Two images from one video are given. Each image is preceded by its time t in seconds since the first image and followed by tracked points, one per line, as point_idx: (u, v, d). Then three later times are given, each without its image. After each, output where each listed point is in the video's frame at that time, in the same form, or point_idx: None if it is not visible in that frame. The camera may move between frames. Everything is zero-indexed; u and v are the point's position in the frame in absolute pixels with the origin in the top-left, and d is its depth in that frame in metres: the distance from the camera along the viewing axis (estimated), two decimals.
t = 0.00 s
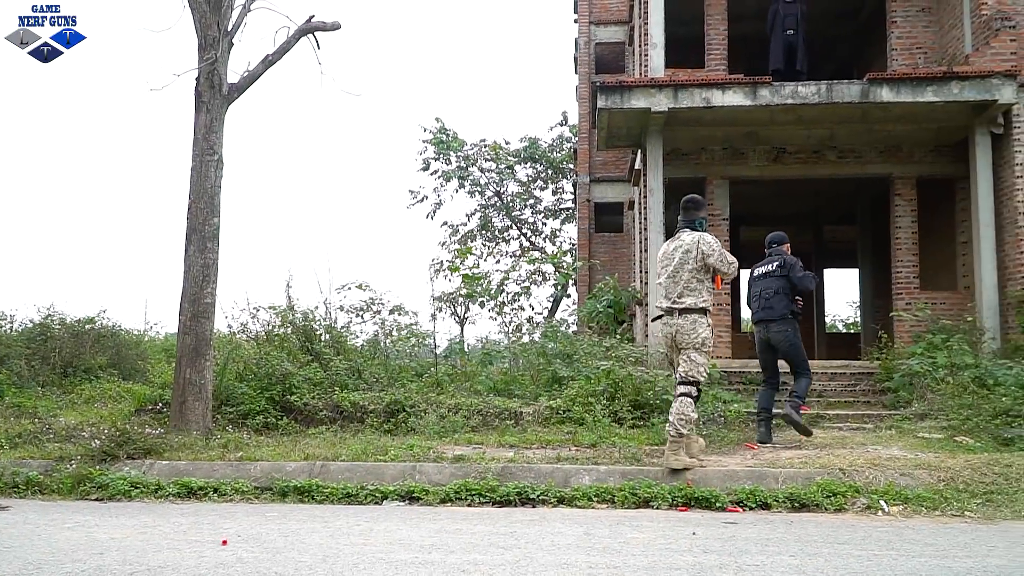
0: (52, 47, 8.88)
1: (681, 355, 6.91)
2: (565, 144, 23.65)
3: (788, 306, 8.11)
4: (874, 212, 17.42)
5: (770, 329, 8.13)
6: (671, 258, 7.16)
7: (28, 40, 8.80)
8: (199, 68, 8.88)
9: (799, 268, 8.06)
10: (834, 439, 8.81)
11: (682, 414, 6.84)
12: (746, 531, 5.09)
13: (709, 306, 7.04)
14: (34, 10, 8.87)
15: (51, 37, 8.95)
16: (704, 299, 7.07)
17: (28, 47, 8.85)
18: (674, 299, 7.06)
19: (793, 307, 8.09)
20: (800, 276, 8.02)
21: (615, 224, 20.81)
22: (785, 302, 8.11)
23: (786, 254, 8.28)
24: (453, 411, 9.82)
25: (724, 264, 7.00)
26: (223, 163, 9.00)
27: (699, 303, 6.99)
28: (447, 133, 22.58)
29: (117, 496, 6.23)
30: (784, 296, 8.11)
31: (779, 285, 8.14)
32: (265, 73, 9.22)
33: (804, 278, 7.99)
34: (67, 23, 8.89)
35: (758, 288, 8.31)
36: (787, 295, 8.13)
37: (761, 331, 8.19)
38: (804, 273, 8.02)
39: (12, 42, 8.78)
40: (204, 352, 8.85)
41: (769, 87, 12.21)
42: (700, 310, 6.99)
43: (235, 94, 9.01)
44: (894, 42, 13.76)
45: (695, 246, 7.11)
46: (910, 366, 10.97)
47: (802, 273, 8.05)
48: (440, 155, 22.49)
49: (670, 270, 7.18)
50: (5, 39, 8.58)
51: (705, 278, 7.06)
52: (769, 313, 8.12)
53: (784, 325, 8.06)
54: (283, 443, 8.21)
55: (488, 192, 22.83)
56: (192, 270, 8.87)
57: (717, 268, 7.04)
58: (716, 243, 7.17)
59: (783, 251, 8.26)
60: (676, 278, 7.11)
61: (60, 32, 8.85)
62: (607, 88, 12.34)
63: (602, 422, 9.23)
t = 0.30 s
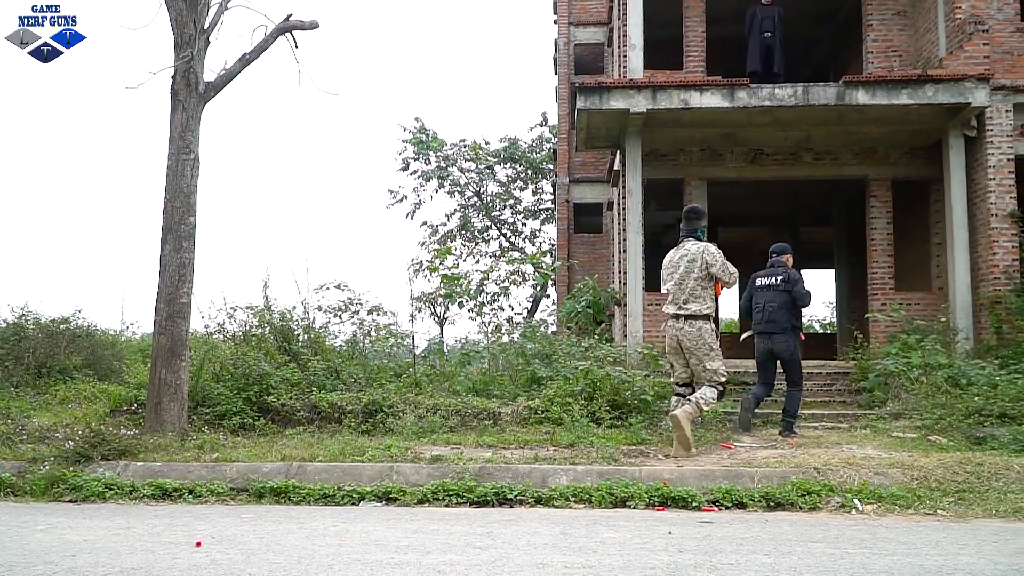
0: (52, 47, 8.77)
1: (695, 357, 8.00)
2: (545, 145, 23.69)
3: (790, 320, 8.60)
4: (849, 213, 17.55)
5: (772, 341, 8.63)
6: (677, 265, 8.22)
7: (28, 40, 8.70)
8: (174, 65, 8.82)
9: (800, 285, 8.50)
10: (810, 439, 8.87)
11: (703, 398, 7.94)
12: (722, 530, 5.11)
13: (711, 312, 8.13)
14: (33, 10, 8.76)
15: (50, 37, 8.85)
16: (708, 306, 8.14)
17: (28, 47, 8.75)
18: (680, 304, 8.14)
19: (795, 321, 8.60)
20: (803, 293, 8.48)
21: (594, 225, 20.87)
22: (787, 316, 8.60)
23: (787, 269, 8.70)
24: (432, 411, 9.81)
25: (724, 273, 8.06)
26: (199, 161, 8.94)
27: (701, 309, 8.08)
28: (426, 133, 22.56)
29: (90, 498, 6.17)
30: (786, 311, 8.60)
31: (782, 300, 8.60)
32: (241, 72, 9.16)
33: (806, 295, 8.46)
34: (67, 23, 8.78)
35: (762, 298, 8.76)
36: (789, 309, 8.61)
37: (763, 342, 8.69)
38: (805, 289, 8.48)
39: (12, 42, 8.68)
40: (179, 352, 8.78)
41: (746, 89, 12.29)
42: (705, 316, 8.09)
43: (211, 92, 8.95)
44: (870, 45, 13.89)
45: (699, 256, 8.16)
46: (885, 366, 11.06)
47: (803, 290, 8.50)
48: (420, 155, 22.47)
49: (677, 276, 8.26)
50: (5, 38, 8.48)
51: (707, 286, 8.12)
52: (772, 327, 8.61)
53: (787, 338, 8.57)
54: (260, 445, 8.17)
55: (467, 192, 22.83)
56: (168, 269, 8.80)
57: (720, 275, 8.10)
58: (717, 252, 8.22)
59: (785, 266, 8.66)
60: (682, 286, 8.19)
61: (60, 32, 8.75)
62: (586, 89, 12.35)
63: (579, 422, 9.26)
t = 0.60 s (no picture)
0: (53, 47, 8.69)
1: (718, 361, 8.00)
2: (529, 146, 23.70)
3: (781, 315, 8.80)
4: (830, 215, 17.63)
5: (768, 337, 8.76)
6: (694, 271, 8.19)
7: (28, 40, 8.61)
8: (155, 65, 8.75)
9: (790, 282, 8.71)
10: (791, 439, 8.91)
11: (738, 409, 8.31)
12: (702, 531, 5.13)
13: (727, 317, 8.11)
14: (34, 10, 8.68)
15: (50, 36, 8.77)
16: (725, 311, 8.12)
17: (28, 47, 8.66)
18: (699, 310, 8.08)
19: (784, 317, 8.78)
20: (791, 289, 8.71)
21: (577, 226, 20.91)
22: (777, 311, 8.76)
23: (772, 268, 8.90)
24: (414, 413, 9.79)
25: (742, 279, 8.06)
26: (180, 161, 8.89)
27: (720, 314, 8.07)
28: (410, 133, 22.53)
29: (69, 500, 6.12)
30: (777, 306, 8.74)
31: (773, 296, 8.75)
32: (223, 72, 9.12)
33: (795, 290, 8.75)
34: (67, 23, 8.71)
35: (749, 298, 8.83)
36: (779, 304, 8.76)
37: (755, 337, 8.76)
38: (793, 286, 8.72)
39: (12, 42, 8.59)
40: (159, 353, 8.72)
41: (729, 91, 12.35)
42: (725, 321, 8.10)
43: (193, 92, 8.90)
44: (851, 49, 13.98)
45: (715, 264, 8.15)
46: (864, 367, 11.13)
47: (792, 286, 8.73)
48: (403, 156, 22.43)
49: (693, 282, 8.21)
50: (5, 38, 8.38)
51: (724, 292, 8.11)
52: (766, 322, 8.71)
53: (779, 334, 8.72)
54: (241, 446, 8.14)
55: (451, 193, 22.81)
56: (148, 270, 8.74)
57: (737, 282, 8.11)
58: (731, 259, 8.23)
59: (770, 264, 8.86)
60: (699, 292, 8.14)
61: (60, 32, 8.67)
62: (569, 90, 12.38)
63: (562, 423, 9.27)
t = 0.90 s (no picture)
0: (53, 47, 8.65)
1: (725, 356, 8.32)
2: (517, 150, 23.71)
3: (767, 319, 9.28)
4: (817, 219, 17.66)
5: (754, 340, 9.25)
6: (714, 275, 8.38)
7: (28, 40, 8.56)
8: (142, 68, 8.72)
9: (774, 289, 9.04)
10: (777, 443, 8.94)
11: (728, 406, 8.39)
12: (687, 535, 5.14)
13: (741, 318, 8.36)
14: (33, 10, 8.63)
15: (50, 37, 8.72)
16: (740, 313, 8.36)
17: (28, 47, 8.61)
18: (716, 311, 8.34)
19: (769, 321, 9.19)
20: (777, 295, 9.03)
21: (565, 230, 20.92)
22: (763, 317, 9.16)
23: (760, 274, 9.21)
24: (402, 417, 9.77)
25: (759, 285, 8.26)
26: (167, 165, 8.85)
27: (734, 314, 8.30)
28: (399, 137, 22.52)
29: (53, 505, 6.08)
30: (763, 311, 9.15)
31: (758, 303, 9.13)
32: (211, 75, 9.09)
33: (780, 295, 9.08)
34: (67, 23, 8.67)
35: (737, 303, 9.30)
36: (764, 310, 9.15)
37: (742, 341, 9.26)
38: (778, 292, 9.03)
39: (12, 42, 8.54)
40: (145, 357, 8.67)
41: (716, 96, 12.39)
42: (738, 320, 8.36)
43: (180, 94, 8.87)
44: (836, 54, 14.05)
45: (734, 268, 8.33)
46: (851, 371, 11.18)
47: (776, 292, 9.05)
48: (392, 159, 22.41)
49: (711, 285, 8.42)
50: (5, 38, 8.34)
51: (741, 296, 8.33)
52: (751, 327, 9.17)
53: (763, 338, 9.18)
54: (227, 450, 8.10)
55: (439, 197, 22.81)
56: (134, 274, 8.70)
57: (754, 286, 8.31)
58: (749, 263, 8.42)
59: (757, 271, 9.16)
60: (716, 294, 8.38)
61: (60, 32, 8.63)
62: (557, 95, 12.40)
63: (550, 427, 9.26)
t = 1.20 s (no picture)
0: (53, 47, 8.62)
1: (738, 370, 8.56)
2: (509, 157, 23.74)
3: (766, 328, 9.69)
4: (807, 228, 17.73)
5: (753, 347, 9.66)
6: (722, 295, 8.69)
7: (28, 40, 8.54)
8: (132, 75, 8.70)
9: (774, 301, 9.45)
10: (767, 450, 8.96)
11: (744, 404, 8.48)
12: (676, 542, 5.14)
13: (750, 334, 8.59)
14: (33, 10, 8.60)
15: (50, 37, 8.70)
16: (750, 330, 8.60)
17: (28, 47, 8.58)
18: (726, 328, 8.59)
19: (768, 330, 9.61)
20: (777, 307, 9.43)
21: (556, 237, 20.94)
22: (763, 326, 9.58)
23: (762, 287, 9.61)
24: (392, 424, 9.74)
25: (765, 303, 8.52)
26: (156, 172, 8.82)
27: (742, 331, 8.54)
28: (390, 144, 22.53)
29: (39, 513, 6.04)
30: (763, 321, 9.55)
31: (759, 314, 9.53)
32: (201, 81, 9.08)
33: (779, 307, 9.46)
34: (67, 23, 8.65)
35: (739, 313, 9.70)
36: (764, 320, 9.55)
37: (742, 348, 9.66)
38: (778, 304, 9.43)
39: (12, 42, 8.52)
40: (134, 364, 8.64)
41: (706, 104, 12.42)
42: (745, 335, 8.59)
43: (170, 100, 8.85)
44: (825, 63, 14.11)
45: (742, 287, 8.62)
46: (840, 379, 11.22)
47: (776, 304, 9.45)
48: (383, 166, 22.41)
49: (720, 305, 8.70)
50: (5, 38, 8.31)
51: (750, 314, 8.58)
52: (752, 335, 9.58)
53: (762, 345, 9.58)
54: (216, 458, 8.07)
55: (431, 204, 22.82)
56: (123, 279, 8.67)
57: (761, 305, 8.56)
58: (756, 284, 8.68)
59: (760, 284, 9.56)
60: (726, 312, 8.63)
61: (60, 32, 8.61)
62: (547, 103, 12.42)
63: (540, 434, 9.25)
